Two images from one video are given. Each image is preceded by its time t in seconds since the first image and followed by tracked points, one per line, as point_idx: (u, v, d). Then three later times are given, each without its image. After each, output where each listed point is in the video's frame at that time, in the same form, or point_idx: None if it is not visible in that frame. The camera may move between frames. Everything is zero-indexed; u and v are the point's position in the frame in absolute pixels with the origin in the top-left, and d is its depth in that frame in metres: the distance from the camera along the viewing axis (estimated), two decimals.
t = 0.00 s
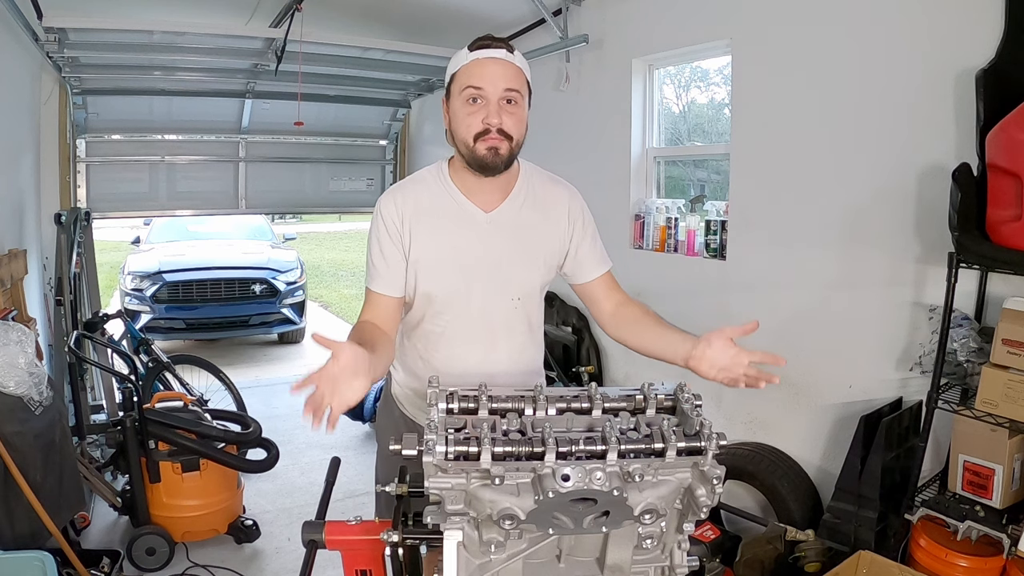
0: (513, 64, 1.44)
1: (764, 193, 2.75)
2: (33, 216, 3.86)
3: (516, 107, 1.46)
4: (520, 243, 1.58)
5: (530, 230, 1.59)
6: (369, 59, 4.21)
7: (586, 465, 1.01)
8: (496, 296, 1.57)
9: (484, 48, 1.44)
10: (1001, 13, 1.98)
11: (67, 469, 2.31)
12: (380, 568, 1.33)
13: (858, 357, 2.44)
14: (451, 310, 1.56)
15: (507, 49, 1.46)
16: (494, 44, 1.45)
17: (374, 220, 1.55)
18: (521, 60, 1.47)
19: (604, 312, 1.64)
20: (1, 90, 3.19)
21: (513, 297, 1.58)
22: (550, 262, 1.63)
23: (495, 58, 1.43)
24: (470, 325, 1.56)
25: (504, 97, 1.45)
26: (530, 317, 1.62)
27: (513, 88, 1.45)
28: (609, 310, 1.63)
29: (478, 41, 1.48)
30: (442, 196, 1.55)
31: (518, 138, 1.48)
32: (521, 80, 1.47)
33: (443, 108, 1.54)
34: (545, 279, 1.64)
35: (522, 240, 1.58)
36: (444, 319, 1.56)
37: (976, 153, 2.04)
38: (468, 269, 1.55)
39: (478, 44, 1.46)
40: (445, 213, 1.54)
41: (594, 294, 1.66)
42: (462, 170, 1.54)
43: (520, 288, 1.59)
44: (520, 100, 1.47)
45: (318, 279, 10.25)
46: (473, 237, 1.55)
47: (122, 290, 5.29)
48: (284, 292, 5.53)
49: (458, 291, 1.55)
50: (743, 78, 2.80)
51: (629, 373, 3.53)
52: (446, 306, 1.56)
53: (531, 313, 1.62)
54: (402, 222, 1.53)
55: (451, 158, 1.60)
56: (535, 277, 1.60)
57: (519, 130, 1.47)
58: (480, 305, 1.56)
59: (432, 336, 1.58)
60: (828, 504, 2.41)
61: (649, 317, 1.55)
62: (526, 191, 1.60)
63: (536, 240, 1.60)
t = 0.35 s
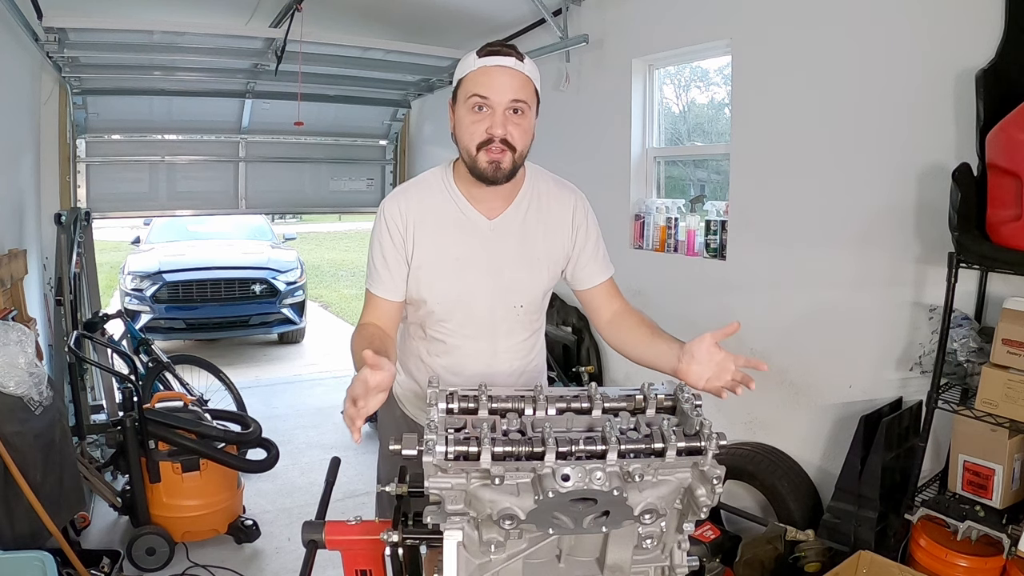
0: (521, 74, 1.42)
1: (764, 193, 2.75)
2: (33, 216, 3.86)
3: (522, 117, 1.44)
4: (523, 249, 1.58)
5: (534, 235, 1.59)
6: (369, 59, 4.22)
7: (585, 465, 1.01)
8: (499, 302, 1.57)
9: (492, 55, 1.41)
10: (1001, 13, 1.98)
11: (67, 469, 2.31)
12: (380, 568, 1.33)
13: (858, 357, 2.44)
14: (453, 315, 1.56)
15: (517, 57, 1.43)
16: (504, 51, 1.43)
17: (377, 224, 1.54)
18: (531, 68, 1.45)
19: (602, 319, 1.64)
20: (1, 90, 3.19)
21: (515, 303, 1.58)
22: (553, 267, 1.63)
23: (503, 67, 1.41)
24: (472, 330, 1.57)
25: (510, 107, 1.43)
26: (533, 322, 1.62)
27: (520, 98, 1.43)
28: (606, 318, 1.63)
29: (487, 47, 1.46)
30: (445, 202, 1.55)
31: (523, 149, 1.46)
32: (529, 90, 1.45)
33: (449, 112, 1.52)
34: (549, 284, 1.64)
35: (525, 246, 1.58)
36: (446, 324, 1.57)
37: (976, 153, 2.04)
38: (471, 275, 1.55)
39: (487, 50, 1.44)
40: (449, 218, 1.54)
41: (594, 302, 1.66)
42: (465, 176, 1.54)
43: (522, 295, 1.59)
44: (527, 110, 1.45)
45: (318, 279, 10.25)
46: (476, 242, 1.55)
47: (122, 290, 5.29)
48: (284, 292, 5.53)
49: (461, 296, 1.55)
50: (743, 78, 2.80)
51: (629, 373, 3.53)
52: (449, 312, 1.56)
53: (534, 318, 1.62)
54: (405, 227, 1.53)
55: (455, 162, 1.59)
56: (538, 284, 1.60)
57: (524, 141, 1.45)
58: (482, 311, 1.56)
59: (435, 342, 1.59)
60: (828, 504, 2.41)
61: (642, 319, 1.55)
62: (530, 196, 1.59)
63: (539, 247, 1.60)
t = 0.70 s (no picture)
0: (525, 79, 1.39)
1: (764, 193, 2.75)
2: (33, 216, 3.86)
3: (524, 122, 1.43)
4: (522, 247, 1.58)
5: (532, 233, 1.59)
6: (369, 59, 4.21)
7: (585, 465, 1.01)
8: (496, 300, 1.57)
9: (497, 59, 1.38)
10: (1000, 14, 1.98)
11: (67, 469, 2.31)
12: (380, 568, 1.33)
13: (858, 357, 2.44)
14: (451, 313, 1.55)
15: (521, 61, 1.40)
16: (508, 54, 1.40)
17: (375, 220, 1.54)
18: (534, 71, 1.42)
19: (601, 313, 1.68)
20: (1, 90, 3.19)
21: (512, 300, 1.58)
22: (551, 265, 1.63)
23: (507, 72, 1.39)
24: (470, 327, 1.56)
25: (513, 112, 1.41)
26: (532, 320, 1.62)
27: (523, 103, 1.41)
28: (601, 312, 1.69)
29: (492, 47, 1.42)
30: (444, 198, 1.54)
31: (522, 153, 1.46)
32: (532, 94, 1.43)
33: (449, 108, 1.50)
34: (546, 282, 1.64)
35: (523, 244, 1.59)
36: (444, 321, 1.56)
37: (976, 154, 2.04)
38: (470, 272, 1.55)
39: (493, 51, 1.40)
40: (448, 215, 1.54)
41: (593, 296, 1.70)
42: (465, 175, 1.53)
43: (521, 293, 1.59)
44: (529, 114, 1.44)
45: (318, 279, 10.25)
46: (474, 240, 1.55)
47: (122, 290, 5.29)
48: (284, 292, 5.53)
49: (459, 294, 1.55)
50: (743, 78, 2.80)
51: (629, 373, 3.53)
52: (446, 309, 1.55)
53: (531, 316, 1.62)
54: (402, 224, 1.53)
55: (454, 159, 1.58)
56: (536, 282, 1.61)
57: (524, 146, 1.45)
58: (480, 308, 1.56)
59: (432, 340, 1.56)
60: (828, 504, 2.41)
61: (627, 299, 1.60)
62: (529, 195, 1.59)
63: (537, 245, 1.60)
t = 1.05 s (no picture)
0: (533, 91, 1.38)
1: (764, 193, 2.75)
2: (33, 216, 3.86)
3: (529, 133, 1.42)
4: (521, 247, 1.59)
5: (532, 233, 1.60)
6: (369, 59, 4.22)
7: (585, 465, 1.01)
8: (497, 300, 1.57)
9: (505, 69, 1.35)
10: (1000, 14, 1.98)
11: (67, 469, 2.32)
12: (380, 568, 1.33)
13: (858, 357, 2.44)
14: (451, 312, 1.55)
15: (529, 71, 1.38)
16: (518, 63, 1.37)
17: (377, 217, 1.51)
18: (543, 82, 1.40)
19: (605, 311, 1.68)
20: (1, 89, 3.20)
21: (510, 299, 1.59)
22: (549, 264, 1.64)
23: (515, 83, 1.37)
24: (470, 326, 1.56)
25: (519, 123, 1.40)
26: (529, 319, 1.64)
27: (530, 114, 1.40)
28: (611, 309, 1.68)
29: (500, 54, 1.39)
30: (444, 197, 1.54)
31: (524, 160, 1.46)
32: (538, 104, 1.41)
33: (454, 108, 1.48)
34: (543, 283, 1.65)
35: (523, 244, 1.59)
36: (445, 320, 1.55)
37: (976, 154, 2.04)
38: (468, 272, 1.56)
39: (501, 60, 1.37)
40: (449, 214, 1.54)
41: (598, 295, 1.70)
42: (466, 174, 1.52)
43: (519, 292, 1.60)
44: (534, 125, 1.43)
45: (318, 279, 10.25)
46: (475, 240, 1.55)
47: (122, 290, 5.29)
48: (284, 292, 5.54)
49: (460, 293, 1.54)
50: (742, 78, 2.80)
51: (629, 373, 3.53)
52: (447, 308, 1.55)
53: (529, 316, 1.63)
54: (405, 221, 1.51)
55: (455, 158, 1.58)
56: (533, 281, 1.62)
57: (527, 154, 1.45)
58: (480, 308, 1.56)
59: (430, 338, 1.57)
60: (828, 504, 2.41)
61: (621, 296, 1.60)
62: (529, 195, 1.60)
63: (536, 245, 1.61)
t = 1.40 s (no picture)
0: (535, 87, 1.38)
1: (764, 193, 2.75)
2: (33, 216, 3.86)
3: (529, 126, 1.43)
4: (521, 238, 1.59)
5: (532, 228, 1.60)
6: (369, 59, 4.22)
7: (585, 465, 1.01)
8: (496, 294, 1.57)
9: (508, 63, 1.36)
10: (1000, 14, 1.99)
11: (67, 469, 2.31)
12: (380, 568, 1.33)
13: (858, 357, 2.44)
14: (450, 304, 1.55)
15: (533, 66, 1.38)
16: (522, 58, 1.37)
17: (376, 210, 1.53)
18: (546, 77, 1.40)
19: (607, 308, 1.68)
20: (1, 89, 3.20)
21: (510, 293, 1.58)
22: (549, 260, 1.64)
23: (518, 78, 1.37)
24: (469, 320, 1.56)
25: (519, 117, 1.41)
26: (529, 312, 1.62)
27: (531, 108, 1.40)
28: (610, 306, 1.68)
29: (506, 48, 1.39)
30: (444, 186, 1.55)
31: (522, 153, 1.47)
32: (540, 99, 1.41)
33: (458, 97, 1.48)
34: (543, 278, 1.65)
35: (522, 237, 1.59)
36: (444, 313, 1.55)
37: (976, 154, 2.04)
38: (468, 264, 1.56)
39: (506, 53, 1.37)
40: (448, 207, 1.54)
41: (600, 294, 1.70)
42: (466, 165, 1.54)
43: (519, 283, 1.59)
44: (534, 119, 1.44)
45: (318, 279, 10.26)
46: (475, 232, 1.55)
47: (122, 290, 5.29)
48: (284, 292, 5.54)
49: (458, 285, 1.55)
50: (742, 78, 2.80)
51: (629, 373, 3.53)
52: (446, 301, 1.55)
53: (530, 312, 1.62)
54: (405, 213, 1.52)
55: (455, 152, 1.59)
56: (535, 275, 1.61)
57: (525, 147, 1.46)
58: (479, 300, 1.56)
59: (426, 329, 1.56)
60: (828, 504, 2.41)
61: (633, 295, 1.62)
62: (529, 190, 1.60)
63: (537, 238, 1.60)
